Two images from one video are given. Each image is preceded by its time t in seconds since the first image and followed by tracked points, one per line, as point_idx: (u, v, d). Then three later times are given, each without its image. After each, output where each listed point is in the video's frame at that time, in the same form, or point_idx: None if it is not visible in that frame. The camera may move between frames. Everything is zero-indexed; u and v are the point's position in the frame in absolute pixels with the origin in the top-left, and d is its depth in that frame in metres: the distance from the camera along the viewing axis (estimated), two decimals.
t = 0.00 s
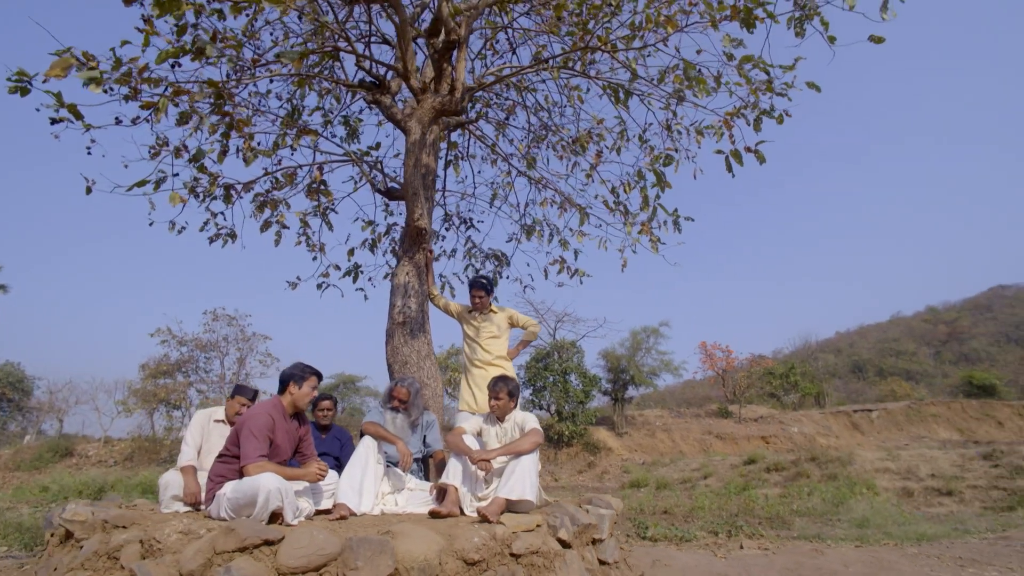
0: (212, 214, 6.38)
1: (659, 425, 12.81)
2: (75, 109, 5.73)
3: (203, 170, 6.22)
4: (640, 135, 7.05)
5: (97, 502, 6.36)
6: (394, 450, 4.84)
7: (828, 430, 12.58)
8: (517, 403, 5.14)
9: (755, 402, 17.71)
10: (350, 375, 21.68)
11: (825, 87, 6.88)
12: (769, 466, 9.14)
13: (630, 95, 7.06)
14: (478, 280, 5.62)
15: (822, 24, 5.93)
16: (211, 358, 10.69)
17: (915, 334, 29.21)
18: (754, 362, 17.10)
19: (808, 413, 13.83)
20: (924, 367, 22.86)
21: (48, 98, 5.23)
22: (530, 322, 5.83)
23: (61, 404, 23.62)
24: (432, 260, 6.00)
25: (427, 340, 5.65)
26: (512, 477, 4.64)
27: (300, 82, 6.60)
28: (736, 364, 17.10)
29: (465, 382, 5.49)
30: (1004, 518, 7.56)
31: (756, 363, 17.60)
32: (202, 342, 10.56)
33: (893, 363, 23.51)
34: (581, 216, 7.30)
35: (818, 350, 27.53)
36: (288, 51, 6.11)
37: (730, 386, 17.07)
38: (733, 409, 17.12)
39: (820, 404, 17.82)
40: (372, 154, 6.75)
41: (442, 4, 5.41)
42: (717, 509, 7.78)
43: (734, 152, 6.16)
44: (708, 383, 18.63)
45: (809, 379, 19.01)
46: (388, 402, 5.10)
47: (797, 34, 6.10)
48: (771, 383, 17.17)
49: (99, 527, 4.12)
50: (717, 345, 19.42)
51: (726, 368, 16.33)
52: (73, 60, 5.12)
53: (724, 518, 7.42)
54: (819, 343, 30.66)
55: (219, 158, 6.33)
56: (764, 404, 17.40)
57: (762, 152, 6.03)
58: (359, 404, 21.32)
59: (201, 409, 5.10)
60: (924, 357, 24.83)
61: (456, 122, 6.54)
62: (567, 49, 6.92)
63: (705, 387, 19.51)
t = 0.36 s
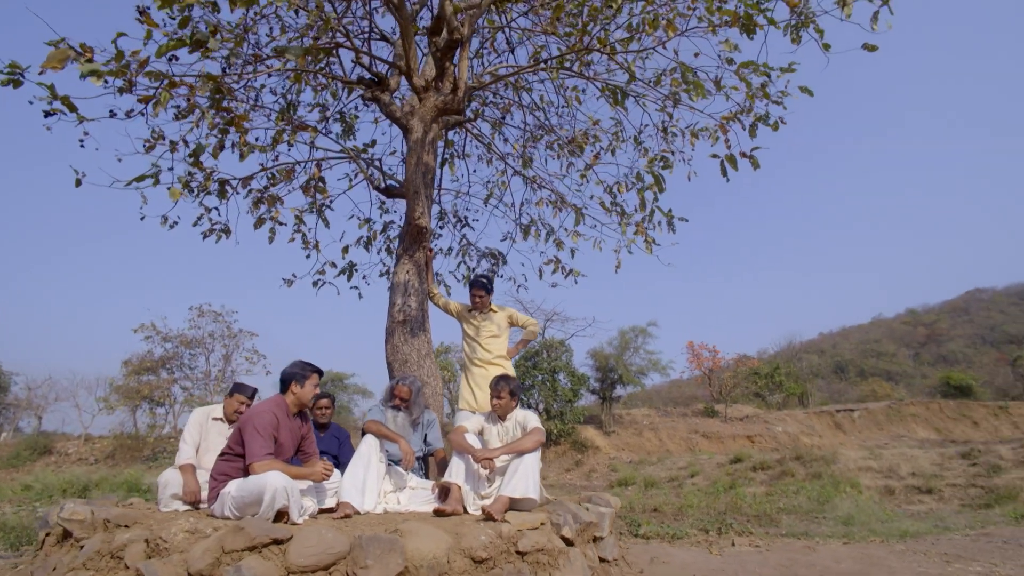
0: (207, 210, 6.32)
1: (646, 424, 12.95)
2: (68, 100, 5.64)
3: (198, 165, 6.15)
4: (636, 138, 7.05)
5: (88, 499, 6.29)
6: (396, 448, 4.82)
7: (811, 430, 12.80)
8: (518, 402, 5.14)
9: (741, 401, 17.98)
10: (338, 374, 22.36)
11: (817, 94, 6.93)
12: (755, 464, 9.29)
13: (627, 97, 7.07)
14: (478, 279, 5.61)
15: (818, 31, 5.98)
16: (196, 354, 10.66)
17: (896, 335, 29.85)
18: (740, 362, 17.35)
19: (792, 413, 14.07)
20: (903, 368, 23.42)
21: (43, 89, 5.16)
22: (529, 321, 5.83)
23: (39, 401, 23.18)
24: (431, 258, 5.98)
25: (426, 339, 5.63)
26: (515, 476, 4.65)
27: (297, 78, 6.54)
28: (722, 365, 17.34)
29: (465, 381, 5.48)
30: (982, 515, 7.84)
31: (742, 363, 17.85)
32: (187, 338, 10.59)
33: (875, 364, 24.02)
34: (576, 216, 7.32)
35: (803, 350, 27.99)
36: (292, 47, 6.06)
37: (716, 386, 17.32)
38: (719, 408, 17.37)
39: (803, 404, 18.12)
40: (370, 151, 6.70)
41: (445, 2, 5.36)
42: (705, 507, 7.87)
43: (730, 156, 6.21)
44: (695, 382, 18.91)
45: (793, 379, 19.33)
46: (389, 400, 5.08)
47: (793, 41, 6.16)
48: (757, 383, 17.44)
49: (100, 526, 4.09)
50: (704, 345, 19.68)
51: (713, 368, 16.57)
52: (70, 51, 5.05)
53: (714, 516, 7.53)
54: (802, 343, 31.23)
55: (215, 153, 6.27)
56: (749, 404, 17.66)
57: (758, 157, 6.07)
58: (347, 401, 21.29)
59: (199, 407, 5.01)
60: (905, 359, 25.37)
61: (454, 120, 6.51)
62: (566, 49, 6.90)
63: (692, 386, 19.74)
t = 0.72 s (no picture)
0: (198, 204, 6.23)
1: (631, 422, 13.10)
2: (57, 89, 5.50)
3: (190, 158, 6.05)
4: (630, 137, 7.03)
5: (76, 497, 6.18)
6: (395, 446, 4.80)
7: (792, 428, 13.05)
8: (516, 400, 5.15)
9: (724, 400, 18.25)
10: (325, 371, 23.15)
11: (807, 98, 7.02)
12: (738, 462, 9.46)
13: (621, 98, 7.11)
14: (477, 277, 5.60)
15: (810, 39, 6.08)
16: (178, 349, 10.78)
17: (874, 336, 30.51)
18: (723, 361, 17.62)
19: (773, 411, 14.33)
20: (879, 368, 23.98)
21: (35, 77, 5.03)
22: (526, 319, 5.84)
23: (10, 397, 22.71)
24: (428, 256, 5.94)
25: (423, 337, 5.60)
26: (516, 474, 4.67)
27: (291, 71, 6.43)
28: (706, 364, 17.58)
29: (463, 379, 5.47)
30: (957, 511, 8.08)
31: (726, 362, 18.11)
32: (170, 333, 10.78)
33: (853, 363, 24.56)
34: (570, 215, 7.27)
35: (784, 350, 28.46)
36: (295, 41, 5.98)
37: (700, 384, 17.57)
38: (703, 407, 17.63)
39: (784, 403, 18.44)
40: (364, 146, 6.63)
41: None
42: (691, 505, 7.95)
43: (725, 159, 6.30)
44: (679, 380, 19.21)
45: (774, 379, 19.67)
46: (387, 397, 5.06)
47: (786, 46, 6.27)
48: (740, 382, 17.73)
49: (97, 524, 4.04)
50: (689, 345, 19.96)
51: (698, 366, 16.81)
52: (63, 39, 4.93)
53: (701, 512, 7.63)
54: (783, 343, 31.85)
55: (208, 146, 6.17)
56: (732, 402, 17.94)
57: (750, 160, 6.14)
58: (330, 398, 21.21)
59: (194, 404, 4.94)
60: (882, 359, 25.94)
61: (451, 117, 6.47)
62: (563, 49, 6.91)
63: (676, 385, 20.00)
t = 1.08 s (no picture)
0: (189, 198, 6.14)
1: (617, 420, 13.23)
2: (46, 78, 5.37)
3: (182, 152, 5.96)
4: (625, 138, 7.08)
5: (64, 495, 6.09)
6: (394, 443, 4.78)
7: (774, 427, 13.25)
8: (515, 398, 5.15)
9: (709, 398, 18.46)
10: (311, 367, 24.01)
11: (797, 102, 7.13)
12: (723, 460, 9.60)
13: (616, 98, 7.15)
14: (474, 275, 5.59)
15: (803, 44, 6.18)
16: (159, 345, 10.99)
17: (855, 337, 31.05)
18: (708, 360, 17.83)
19: (756, 410, 14.54)
20: (859, 368, 24.45)
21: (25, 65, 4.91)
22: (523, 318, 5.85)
23: None
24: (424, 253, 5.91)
25: (420, 334, 5.58)
26: (515, 471, 4.67)
27: (286, 64, 6.35)
28: (691, 363, 17.76)
29: (461, 377, 5.47)
30: (934, 507, 8.29)
31: (710, 362, 18.32)
32: (151, 328, 11.00)
33: (833, 363, 25.01)
34: (564, 214, 7.28)
35: (767, 350, 28.84)
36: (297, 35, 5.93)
37: (685, 383, 17.77)
38: (687, 405, 17.81)
39: (767, 402, 18.70)
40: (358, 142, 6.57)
41: None
42: (678, 502, 8.04)
43: (718, 160, 6.41)
44: (665, 379, 19.43)
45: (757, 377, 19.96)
46: (386, 395, 5.03)
47: (779, 51, 6.39)
48: (724, 380, 17.95)
49: (94, 523, 4.01)
50: (675, 344, 20.14)
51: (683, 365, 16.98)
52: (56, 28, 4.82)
53: (688, 509, 7.73)
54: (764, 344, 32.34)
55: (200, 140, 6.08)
56: (716, 401, 18.16)
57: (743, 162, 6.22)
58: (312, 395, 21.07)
59: (190, 402, 4.97)
60: (862, 359, 26.42)
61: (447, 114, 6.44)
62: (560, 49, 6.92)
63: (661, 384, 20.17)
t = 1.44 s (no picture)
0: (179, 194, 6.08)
1: (603, 420, 13.34)
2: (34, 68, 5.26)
3: (173, 146, 5.88)
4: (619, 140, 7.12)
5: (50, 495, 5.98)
6: (392, 443, 4.77)
7: (757, 427, 13.43)
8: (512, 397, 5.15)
9: (693, 398, 18.66)
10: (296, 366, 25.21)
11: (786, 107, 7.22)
12: (707, 459, 9.71)
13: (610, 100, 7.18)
14: (471, 275, 5.58)
15: (794, 51, 6.28)
16: (140, 342, 11.23)
17: (835, 339, 31.53)
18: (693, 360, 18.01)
19: (740, 411, 14.72)
20: (839, 369, 24.89)
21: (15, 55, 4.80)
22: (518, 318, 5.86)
23: None
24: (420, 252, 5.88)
25: (416, 334, 5.55)
26: (513, 470, 4.66)
27: (280, 60, 6.26)
28: (677, 364, 17.93)
29: (456, 377, 5.46)
30: (913, 505, 8.46)
31: (695, 362, 18.52)
32: (133, 326, 11.13)
33: (814, 364, 25.42)
34: (556, 215, 7.29)
35: (749, 350, 29.23)
36: (296, 32, 5.84)
37: (670, 383, 17.92)
38: (672, 405, 17.98)
39: (750, 403, 18.94)
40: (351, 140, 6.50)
41: None
42: (665, 501, 8.11)
43: (711, 164, 6.48)
44: (650, 379, 19.62)
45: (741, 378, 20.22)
46: (383, 395, 5.02)
47: (771, 57, 6.48)
48: (709, 381, 18.16)
49: (88, 524, 3.96)
50: (661, 344, 20.29)
51: (668, 365, 17.13)
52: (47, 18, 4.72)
53: (675, 507, 7.81)
54: (746, 344, 32.80)
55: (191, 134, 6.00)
56: (701, 401, 18.35)
57: (734, 166, 6.30)
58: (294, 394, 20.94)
59: (185, 401, 4.98)
60: (841, 360, 26.89)
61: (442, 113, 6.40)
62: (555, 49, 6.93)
63: (646, 384, 20.32)
